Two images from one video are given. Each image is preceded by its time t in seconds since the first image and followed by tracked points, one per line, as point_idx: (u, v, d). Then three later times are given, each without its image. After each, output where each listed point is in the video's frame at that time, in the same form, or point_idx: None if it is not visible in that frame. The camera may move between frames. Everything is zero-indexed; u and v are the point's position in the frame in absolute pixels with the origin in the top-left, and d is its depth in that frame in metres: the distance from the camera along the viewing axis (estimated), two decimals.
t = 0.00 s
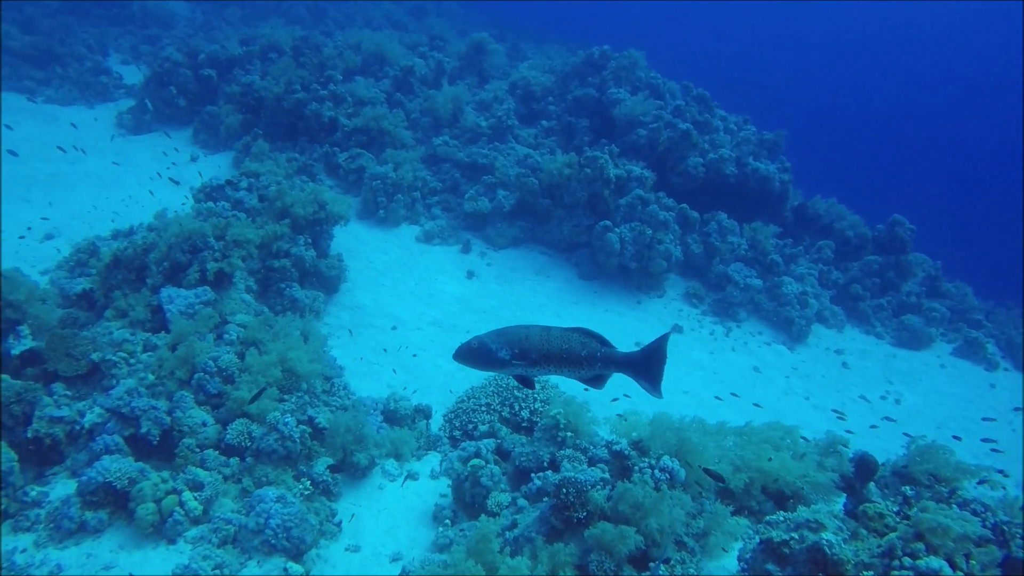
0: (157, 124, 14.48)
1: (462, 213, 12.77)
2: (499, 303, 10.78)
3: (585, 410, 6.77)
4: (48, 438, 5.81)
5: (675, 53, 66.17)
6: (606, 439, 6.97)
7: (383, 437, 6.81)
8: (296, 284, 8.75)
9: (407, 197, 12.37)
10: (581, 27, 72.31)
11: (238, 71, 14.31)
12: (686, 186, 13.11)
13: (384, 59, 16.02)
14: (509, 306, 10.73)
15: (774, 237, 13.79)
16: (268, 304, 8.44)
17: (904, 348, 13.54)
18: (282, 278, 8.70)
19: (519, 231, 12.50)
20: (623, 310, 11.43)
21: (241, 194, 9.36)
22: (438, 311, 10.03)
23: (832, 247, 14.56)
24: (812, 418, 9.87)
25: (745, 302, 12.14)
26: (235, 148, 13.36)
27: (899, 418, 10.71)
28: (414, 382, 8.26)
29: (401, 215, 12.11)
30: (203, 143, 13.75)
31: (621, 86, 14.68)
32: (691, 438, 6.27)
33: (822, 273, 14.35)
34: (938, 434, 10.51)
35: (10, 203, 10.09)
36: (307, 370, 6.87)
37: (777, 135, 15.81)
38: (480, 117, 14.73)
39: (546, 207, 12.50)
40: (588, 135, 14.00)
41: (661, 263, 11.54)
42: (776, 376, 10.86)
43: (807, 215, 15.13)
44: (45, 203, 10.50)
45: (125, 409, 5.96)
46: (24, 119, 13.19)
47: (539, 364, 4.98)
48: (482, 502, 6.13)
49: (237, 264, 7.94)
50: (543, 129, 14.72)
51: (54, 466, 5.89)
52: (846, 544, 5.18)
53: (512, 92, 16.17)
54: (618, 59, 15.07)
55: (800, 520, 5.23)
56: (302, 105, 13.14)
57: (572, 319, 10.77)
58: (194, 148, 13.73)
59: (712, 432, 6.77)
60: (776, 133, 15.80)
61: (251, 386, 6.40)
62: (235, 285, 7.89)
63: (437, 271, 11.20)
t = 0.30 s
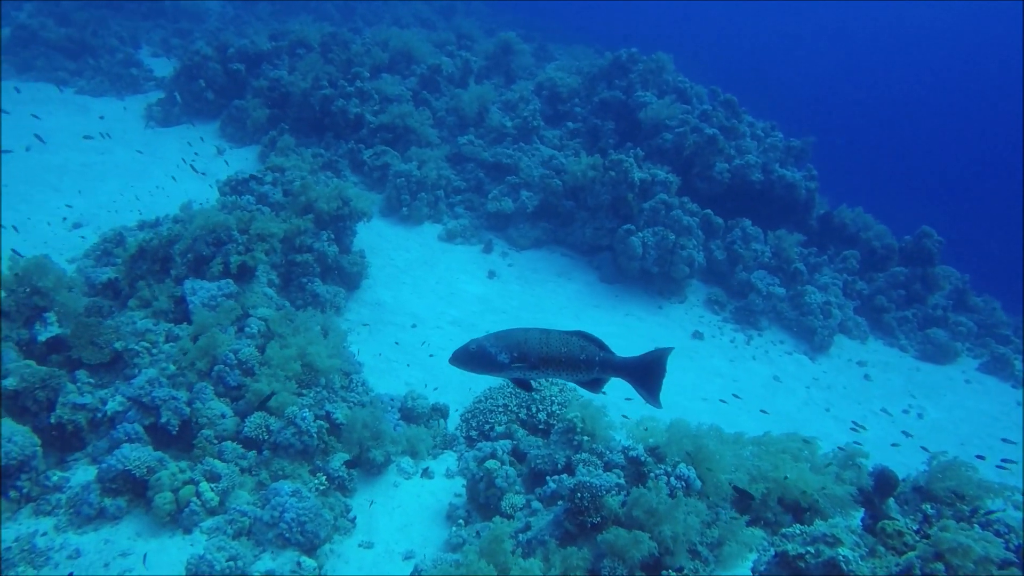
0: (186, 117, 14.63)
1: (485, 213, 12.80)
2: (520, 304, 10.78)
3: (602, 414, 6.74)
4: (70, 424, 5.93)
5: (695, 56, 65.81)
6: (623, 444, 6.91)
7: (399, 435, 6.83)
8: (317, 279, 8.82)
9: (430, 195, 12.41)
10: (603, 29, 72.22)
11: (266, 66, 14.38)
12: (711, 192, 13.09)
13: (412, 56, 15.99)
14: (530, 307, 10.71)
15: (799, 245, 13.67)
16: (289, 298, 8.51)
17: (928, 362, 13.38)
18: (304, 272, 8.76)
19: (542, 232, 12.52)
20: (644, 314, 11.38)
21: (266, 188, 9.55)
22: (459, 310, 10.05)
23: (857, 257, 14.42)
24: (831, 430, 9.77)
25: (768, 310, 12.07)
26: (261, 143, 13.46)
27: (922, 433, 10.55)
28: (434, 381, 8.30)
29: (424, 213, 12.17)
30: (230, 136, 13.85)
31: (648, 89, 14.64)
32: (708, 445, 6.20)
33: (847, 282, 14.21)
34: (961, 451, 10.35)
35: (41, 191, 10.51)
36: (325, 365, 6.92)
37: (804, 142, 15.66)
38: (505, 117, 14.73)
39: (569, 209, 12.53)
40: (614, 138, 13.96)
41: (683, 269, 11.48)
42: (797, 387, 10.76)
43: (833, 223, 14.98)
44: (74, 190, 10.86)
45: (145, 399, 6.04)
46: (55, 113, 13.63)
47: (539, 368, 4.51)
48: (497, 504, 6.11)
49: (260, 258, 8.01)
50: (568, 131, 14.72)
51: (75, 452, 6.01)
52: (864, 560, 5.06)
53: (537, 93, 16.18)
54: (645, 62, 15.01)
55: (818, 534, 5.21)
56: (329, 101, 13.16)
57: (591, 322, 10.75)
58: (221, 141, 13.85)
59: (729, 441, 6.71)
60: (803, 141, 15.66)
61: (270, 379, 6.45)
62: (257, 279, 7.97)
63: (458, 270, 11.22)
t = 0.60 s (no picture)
0: (210, 113, 14.73)
1: (505, 214, 12.82)
2: (539, 306, 10.75)
3: (617, 419, 6.70)
4: (89, 416, 6.00)
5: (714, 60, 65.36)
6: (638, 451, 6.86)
7: (414, 434, 6.84)
8: (337, 277, 8.85)
9: (451, 196, 12.43)
10: (621, 31, 72.17)
11: (291, 64, 14.45)
12: (732, 198, 13.10)
13: (436, 56, 15.99)
14: (548, 310, 10.69)
15: (820, 253, 13.56)
16: (308, 295, 8.57)
17: (950, 374, 13.24)
18: (323, 270, 8.79)
19: (561, 234, 12.53)
20: (662, 320, 11.33)
21: (288, 186, 9.71)
22: (477, 311, 10.04)
23: (880, 267, 14.28)
24: (849, 442, 9.68)
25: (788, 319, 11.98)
26: (284, 140, 13.53)
27: (943, 447, 10.42)
28: (453, 383, 8.31)
29: (444, 213, 12.20)
30: (253, 133, 13.92)
31: (671, 94, 14.59)
32: (724, 453, 6.10)
33: (869, 292, 14.09)
34: (983, 466, 10.22)
35: (66, 183, 10.84)
36: (342, 363, 6.96)
37: (828, 150, 15.54)
38: (528, 119, 14.73)
39: (590, 212, 12.50)
40: (636, 142, 13.92)
41: (703, 274, 11.39)
42: (815, 397, 10.67)
43: (856, 232, 14.85)
44: (99, 182, 11.16)
45: (163, 392, 6.11)
46: (81, 109, 13.98)
47: (534, 373, 4.47)
48: (510, 507, 6.10)
49: (280, 254, 8.07)
50: (590, 133, 14.67)
51: (93, 444, 6.07)
52: None
53: (560, 96, 16.19)
54: (669, 66, 14.95)
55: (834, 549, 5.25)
56: (352, 100, 13.19)
57: (609, 326, 10.71)
58: (244, 137, 13.92)
59: (745, 449, 6.61)
60: (827, 148, 15.53)
61: (286, 376, 6.48)
62: (277, 275, 8.03)
63: (477, 271, 11.23)
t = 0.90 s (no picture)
0: (233, 107, 14.84)
1: (524, 215, 12.83)
2: (556, 307, 10.73)
3: (632, 424, 6.67)
4: (107, 406, 6.04)
5: (733, 64, 65.00)
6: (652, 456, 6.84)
7: (428, 432, 6.85)
8: (354, 273, 8.93)
9: (470, 195, 12.45)
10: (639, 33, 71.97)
11: (315, 60, 14.53)
12: (754, 204, 13.04)
13: (458, 54, 15.95)
14: (565, 312, 10.67)
15: (841, 261, 13.45)
16: (326, 291, 8.65)
17: (971, 387, 13.09)
18: (342, 266, 8.87)
19: (580, 236, 12.53)
20: (679, 325, 11.28)
21: (309, 181, 9.66)
22: (494, 311, 10.04)
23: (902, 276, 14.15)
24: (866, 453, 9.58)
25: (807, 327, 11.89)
26: (306, 136, 13.59)
27: (963, 461, 10.28)
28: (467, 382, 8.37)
29: (463, 212, 12.22)
30: (275, 128, 14.00)
31: (694, 97, 14.52)
32: (738, 460, 6.00)
33: (890, 301, 13.99)
34: (1004, 482, 10.07)
35: (90, 174, 10.97)
36: (358, 359, 7.01)
37: (851, 157, 15.40)
38: (549, 119, 14.72)
39: (609, 214, 12.46)
40: (658, 145, 13.87)
41: (721, 280, 11.36)
42: (832, 406, 10.57)
43: (878, 241, 14.72)
44: (123, 173, 11.28)
45: (181, 384, 6.16)
46: (107, 100, 14.12)
47: (526, 375, 4.55)
48: (521, 508, 6.09)
49: (299, 250, 8.13)
50: (612, 135, 14.65)
51: (111, 433, 6.12)
52: None
53: (582, 97, 16.21)
54: (692, 69, 14.91)
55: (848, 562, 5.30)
56: (374, 97, 13.26)
57: (625, 330, 10.68)
58: (267, 132, 14.01)
59: (759, 457, 6.50)
60: (851, 155, 15.40)
61: (302, 371, 6.52)
62: (295, 271, 8.09)
63: (495, 271, 11.24)
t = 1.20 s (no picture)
0: (251, 102, 14.92)
1: (540, 213, 12.85)
2: (571, 306, 10.72)
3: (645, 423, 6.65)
4: (124, 398, 6.09)
5: (748, 62, 64.47)
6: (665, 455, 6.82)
7: (441, 429, 6.88)
8: (369, 269, 8.99)
9: (487, 192, 12.46)
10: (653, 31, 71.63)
11: (333, 56, 14.56)
12: (771, 204, 12.96)
13: (476, 52, 16.05)
14: (580, 310, 10.65)
15: (858, 262, 13.34)
16: (342, 287, 8.72)
17: (991, 392, 12.94)
18: (357, 262, 8.92)
19: (596, 235, 12.51)
20: (694, 325, 11.24)
21: (324, 176, 9.65)
22: (508, 309, 10.06)
23: (921, 278, 14.02)
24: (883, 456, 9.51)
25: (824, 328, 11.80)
26: (323, 132, 13.64)
27: (981, 465, 10.17)
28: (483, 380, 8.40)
29: (480, 209, 12.23)
30: (293, 124, 14.06)
31: (712, 96, 14.43)
32: (752, 460, 5.94)
33: (908, 303, 13.88)
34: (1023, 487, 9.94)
35: (110, 169, 11.05)
36: (372, 355, 7.05)
37: (871, 157, 15.25)
38: (566, 117, 14.70)
39: (625, 213, 12.40)
40: (675, 144, 13.80)
41: (737, 280, 11.29)
42: (848, 408, 10.51)
43: (897, 242, 14.57)
44: (141, 168, 11.36)
45: (196, 378, 6.21)
46: (127, 95, 14.24)
47: (514, 371, 4.55)
48: (533, 506, 6.08)
49: (315, 246, 8.17)
50: (629, 133, 14.61)
51: (127, 425, 6.18)
52: None
53: (600, 95, 16.18)
54: (711, 68, 14.82)
55: (863, 564, 5.19)
56: (391, 93, 13.29)
57: (640, 329, 10.65)
58: (285, 128, 14.07)
59: (773, 457, 6.46)
60: (870, 156, 15.25)
61: (316, 366, 6.56)
62: (311, 266, 8.14)
63: (511, 269, 11.25)
